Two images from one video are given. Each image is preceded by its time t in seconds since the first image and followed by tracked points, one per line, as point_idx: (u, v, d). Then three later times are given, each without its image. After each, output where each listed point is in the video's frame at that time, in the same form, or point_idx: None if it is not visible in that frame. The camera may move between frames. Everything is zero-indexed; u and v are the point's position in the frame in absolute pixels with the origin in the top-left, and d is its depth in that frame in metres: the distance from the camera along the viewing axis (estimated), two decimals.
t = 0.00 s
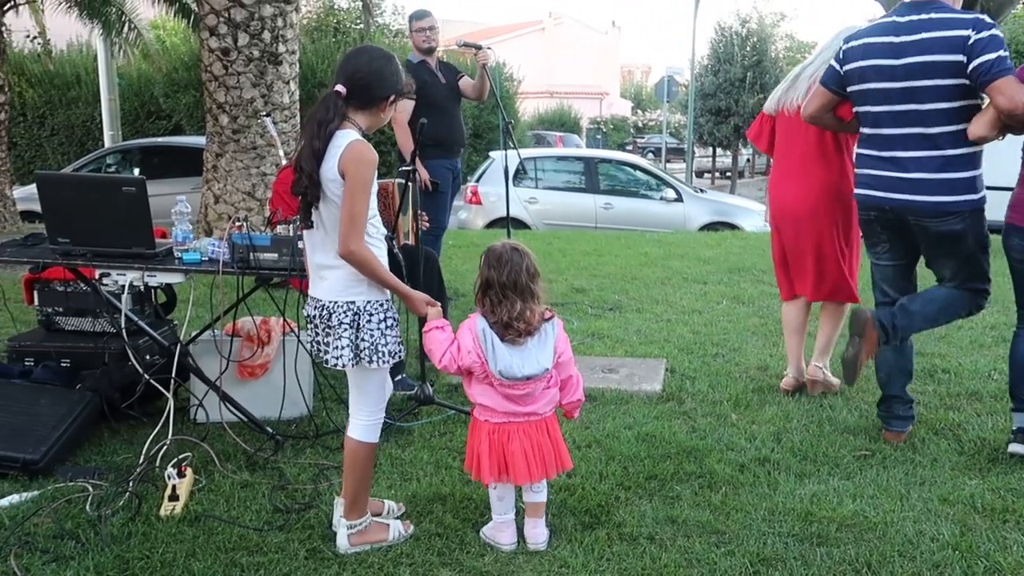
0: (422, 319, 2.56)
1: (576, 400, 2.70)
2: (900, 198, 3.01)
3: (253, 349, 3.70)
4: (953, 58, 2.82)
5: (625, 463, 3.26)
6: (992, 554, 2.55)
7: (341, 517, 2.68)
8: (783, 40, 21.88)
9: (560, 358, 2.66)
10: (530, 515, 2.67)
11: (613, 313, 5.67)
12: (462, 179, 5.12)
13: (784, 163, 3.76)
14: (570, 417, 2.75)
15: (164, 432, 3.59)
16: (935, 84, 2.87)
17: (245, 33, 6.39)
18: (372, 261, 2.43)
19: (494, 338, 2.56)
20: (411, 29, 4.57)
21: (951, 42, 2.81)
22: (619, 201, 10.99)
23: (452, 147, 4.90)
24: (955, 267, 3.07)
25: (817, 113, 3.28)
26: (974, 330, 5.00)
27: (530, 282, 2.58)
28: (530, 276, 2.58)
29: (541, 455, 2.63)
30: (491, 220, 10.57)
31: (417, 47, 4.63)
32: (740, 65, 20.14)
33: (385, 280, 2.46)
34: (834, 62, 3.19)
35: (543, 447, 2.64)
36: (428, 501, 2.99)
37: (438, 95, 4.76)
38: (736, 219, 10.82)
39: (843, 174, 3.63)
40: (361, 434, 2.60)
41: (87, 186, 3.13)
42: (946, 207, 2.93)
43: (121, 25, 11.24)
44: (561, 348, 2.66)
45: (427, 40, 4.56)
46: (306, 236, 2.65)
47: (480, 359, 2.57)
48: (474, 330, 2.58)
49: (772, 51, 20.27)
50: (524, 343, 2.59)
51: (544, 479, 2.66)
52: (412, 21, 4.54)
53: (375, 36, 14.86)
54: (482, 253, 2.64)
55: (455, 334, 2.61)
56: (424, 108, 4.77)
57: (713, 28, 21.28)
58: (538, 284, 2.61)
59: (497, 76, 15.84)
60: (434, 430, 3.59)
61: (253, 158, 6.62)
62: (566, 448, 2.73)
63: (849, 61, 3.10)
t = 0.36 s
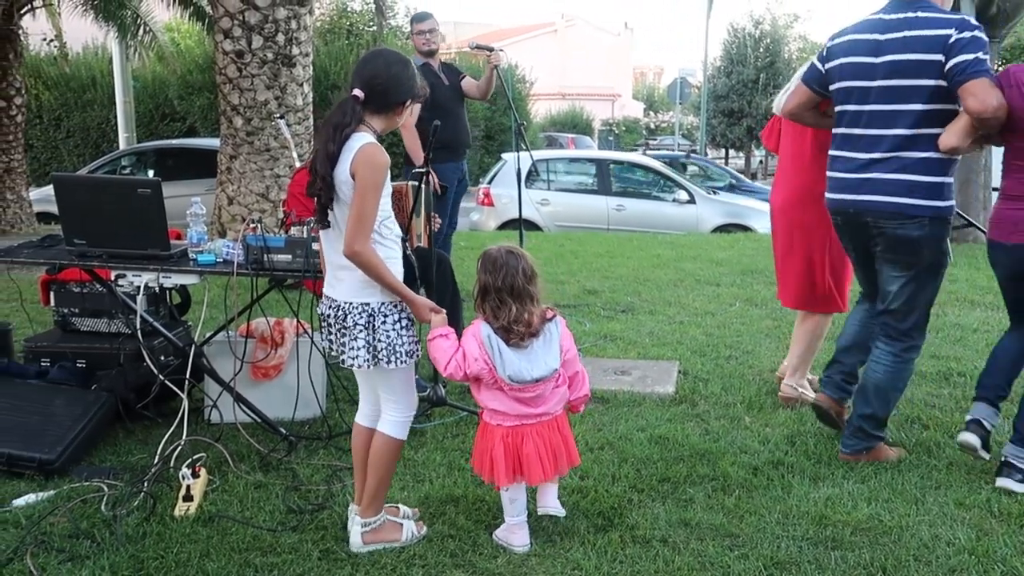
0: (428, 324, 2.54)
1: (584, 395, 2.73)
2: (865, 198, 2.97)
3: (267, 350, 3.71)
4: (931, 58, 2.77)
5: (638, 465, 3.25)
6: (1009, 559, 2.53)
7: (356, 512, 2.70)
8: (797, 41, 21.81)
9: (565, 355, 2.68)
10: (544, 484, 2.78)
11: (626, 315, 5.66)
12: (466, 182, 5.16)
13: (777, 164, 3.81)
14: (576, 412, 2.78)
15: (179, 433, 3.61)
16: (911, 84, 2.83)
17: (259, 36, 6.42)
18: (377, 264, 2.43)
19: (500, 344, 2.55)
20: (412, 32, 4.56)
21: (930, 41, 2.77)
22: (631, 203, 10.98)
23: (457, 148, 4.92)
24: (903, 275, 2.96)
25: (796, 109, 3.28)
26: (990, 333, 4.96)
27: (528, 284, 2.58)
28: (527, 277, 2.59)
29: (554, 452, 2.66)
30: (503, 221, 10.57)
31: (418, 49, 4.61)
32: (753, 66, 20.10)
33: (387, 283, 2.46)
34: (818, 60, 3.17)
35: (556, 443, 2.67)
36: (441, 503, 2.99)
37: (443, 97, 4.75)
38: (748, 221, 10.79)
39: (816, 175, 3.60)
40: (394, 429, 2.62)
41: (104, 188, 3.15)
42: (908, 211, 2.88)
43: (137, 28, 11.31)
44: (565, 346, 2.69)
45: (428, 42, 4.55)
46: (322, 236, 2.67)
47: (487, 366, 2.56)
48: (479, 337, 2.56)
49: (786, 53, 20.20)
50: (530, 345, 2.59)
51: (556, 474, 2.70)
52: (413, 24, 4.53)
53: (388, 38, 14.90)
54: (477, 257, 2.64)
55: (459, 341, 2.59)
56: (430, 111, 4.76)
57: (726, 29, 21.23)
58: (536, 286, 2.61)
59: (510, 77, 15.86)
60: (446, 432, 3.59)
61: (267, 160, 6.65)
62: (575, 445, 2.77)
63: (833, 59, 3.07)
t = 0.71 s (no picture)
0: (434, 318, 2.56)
1: (599, 403, 2.69)
2: (815, 213, 2.88)
3: (271, 351, 3.71)
4: (873, 71, 2.70)
5: (642, 467, 3.25)
6: (1015, 562, 2.52)
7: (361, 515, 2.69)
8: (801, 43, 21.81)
9: (582, 361, 2.65)
10: (551, 522, 2.67)
11: (629, 316, 5.66)
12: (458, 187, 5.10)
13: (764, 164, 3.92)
14: (594, 420, 2.74)
15: (184, 433, 3.61)
16: (854, 98, 2.75)
17: (264, 37, 6.43)
18: (388, 263, 2.43)
19: (513, 342, 2.57)
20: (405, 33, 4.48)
21: (873, 53, 2.69)
22: (635, 204, 10.98)
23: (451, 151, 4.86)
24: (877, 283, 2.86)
25: (762, 125, 3.17)
26: (995, 335, 4.96)
27: (549, 285, 2.57)
28: (549, 280, 2.58)
29: (560, 459, 2.62)
30: (507, 222, 10.58)
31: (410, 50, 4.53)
32: (757, 67, 20.11)
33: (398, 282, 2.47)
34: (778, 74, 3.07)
35: (563, 451, 2.62)
36: (445, 504, 2.99)
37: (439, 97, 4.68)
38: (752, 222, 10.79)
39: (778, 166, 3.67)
40: (391, 433, 2.61)
41: (108, 189, 3.16)
42: (856, 228, 2.79)
43: (142, 30, 11.34)
44: (583, 352, 2.65)
45: (421, 44, 4.46)
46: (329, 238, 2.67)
47: (499, 362, 2.57)
48: (494, 332, 2.58)
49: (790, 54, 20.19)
50: (544, 347, 2.58)
51: (563, 482, 2.65)
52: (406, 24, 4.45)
53: (392, 40, 14.92)
54: (501, 257, 2.65)
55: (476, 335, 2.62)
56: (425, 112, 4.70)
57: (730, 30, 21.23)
58: (557, 288, 2.60)
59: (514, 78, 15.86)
60: (450, 433, 3.59)
61: (271, 161, 6.66)
62: (586, 453, 2.71)
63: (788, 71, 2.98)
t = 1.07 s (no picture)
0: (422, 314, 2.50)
1: (613, 404, 2.69)
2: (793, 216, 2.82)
3: (274, 352, 3.71)
4: (853, 74, 2.63)
5: (645, 468, 3.25)
6: (1019, 564, 2.51)
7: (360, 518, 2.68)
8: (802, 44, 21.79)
9: (593, 363, 2.66)
10: (555, 524, 2.67)
11: (631, 317, 5.66)
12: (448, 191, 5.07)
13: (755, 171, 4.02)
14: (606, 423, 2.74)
15: (186, 433, 3.61)
16: (834, 101, 2.69)
17: (266, 37, 6.43)
18: (372, 259, 2.38)
19: (528, 343, 2.56)
20: (408, 30, 4.46)
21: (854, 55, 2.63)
22: (636, 205, 10.98)
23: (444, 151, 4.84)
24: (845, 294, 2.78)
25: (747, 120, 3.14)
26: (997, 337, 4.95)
27: (561, 286, 2.58)
28: (560, 283, 2.58)
29: (576, 459, 2.62)
30: (508, 223, 10.58)
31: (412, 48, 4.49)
32: (758, 68, 20.11)
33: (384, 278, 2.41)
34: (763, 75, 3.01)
35: (578, 450, 2.63)
36: (447, 505, 2.98)
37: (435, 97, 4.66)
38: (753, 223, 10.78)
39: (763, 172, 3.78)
40: (383, 437, 2.60)
41: (110, 189, 3.16)
42: (835, 230, 2.73)
43: (144, 31, 11.35)
44: (594, 354, 2.66)
45: (425, 42, 4.46)
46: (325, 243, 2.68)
47: (513, 362, 2.56)
48: (508, 331, 2.57)
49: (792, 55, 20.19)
50: (559, 348, 2.58)
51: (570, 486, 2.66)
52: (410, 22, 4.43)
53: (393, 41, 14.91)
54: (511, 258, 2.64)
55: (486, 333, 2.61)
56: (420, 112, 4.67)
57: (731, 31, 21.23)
58: (569, 288, 2.61)
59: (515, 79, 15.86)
60: (452, 435, 3.59)
61: (273, 161, 6.66)
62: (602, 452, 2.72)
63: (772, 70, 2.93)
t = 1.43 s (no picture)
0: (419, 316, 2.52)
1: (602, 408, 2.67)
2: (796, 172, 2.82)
3: (284, 353, 3.72)
4: (864, 26, 2.62)
5: (654, 470, 3.24)
6: None
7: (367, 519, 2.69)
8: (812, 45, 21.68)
9: (585, 368, 2.64)
10: (559, 505, 2.70)
11: (641, 319, 5.64)
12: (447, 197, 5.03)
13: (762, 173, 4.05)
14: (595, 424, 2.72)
15: (196, 434, 3.62)
16: (847, 55, 2.68)
17: (276, 39, 6.44)
18: (364, 260, 2.40)
19: (518, 346, 2.58)
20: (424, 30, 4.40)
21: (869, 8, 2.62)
22: (645, 206, 10.97)
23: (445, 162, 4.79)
24: (836, 258, 2.76)
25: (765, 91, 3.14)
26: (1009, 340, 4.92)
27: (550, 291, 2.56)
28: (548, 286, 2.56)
29: (566, 462, 2.62)
30: (517, 224, 10.58)
31: (427, 48, 4.42)
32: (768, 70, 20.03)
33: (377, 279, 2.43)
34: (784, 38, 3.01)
35: (569, 453, 2.62)
36: (457, 506, 2.98)
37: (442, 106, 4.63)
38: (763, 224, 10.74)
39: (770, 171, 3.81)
40: (395, 433, 2.62)
41: (122, 190, 3.18)
42: (833, 186, 2.72)
43: (154, 33, 11.39)
44: (586, 359, 2.64)
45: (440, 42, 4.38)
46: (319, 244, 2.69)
47: (503, 364, 2.58)
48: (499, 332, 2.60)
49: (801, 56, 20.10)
50: (549, 352, 2.58)
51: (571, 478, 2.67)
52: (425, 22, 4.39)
53: (402, 43, 14.89)
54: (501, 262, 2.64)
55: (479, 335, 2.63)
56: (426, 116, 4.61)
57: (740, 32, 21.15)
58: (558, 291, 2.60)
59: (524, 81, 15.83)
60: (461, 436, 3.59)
61: (282, 162, 6.68)
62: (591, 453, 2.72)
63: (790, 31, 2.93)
